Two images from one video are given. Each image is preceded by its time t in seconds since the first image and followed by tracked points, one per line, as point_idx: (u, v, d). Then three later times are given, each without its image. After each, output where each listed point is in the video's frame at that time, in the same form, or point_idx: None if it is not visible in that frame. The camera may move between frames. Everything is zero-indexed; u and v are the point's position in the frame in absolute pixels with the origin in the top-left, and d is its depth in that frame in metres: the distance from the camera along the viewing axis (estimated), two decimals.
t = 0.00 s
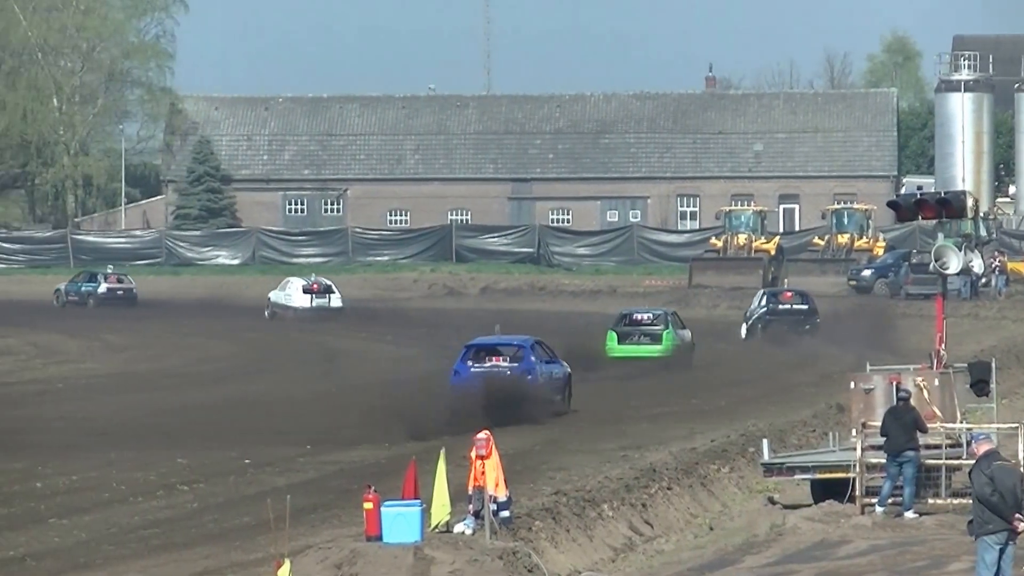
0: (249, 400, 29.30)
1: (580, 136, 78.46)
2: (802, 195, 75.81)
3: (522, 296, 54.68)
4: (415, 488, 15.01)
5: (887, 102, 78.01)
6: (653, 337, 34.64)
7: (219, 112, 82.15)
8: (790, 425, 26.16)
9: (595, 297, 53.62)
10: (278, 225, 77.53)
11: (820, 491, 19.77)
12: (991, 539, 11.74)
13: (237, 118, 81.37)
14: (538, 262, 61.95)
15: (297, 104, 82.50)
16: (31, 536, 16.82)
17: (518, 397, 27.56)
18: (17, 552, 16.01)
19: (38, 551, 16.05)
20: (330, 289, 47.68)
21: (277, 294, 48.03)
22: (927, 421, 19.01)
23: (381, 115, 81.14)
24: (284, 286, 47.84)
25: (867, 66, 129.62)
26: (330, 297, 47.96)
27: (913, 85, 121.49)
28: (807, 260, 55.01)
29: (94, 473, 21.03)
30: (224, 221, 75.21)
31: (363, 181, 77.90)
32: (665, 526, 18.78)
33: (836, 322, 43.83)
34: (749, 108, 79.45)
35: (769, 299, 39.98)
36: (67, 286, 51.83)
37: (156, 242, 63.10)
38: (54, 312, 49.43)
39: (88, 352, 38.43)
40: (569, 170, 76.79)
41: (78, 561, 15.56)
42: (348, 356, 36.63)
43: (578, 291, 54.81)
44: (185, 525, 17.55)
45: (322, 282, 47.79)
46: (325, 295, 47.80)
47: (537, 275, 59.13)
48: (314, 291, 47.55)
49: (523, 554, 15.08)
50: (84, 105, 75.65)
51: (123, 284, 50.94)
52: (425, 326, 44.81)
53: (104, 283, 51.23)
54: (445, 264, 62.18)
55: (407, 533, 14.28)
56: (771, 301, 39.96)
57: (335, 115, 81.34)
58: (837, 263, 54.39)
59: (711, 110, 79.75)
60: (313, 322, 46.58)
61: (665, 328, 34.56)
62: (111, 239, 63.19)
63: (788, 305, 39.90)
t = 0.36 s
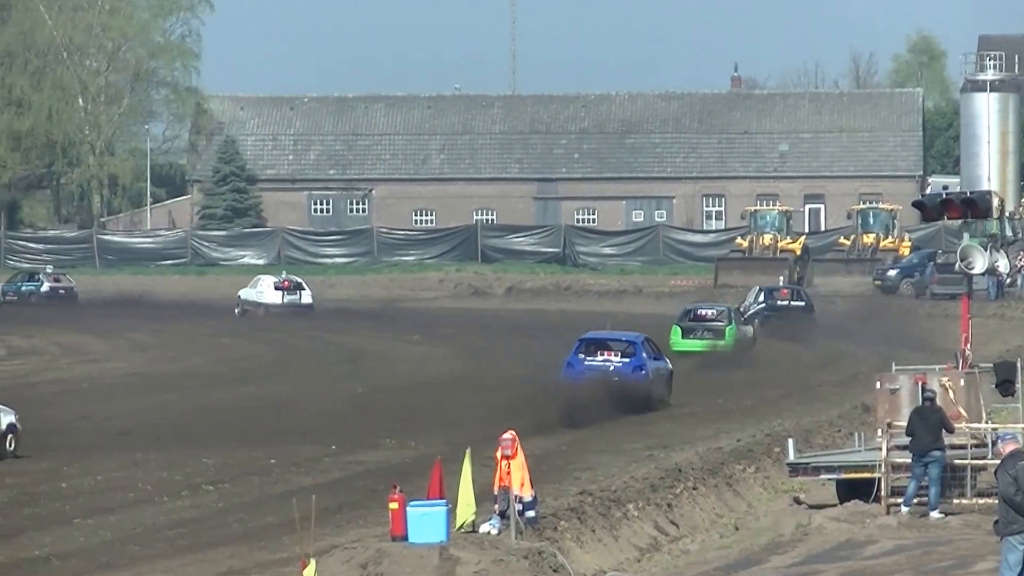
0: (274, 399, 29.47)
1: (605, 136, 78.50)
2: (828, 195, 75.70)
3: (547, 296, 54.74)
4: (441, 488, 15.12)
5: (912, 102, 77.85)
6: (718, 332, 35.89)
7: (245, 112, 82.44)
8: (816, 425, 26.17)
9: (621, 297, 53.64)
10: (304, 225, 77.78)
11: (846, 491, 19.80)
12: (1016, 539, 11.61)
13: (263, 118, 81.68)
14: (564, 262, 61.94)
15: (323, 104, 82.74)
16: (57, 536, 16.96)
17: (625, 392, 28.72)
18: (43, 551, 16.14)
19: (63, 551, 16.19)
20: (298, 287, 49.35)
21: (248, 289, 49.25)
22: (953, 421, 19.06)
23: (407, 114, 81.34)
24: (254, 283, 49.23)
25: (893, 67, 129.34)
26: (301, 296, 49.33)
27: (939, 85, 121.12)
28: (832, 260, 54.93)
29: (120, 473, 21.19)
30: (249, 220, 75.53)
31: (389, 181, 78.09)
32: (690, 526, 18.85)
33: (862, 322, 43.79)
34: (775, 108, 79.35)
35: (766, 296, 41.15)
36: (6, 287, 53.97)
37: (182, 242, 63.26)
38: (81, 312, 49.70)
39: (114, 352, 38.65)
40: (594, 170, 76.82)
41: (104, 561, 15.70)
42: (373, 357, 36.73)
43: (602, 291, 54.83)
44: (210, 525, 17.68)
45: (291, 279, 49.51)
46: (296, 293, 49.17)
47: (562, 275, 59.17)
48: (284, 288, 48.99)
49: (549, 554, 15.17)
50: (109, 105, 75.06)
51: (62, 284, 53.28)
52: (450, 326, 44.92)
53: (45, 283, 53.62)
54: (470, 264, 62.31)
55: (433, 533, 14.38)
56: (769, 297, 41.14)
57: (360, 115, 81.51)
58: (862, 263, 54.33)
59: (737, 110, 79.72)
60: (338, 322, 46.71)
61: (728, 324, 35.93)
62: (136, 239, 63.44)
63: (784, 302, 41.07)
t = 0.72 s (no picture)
0: (287, 399, 29.54)
1: (618, 136, 78.51)
2: (842, 195, 75.63)
3: (560, 296, 54.76)
4: (454, 488, 15.18)
5: (926, 101, 77.79)
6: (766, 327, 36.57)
7: (258, 112, 82.61)
8: (830, 425, 26.18)
9: (634, 297, 53.65)
10: (317, 225, 77.90)
11: (859, 491, 19.81)
12: None
13: (277, 117, 81.85)
14: (578, 262, 61.97)
15: (336, 103, 82.86)
16: (69, 536, 17.02)
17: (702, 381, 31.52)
18: (56, 551, 16.20)
19: (75, 551, 16.25)
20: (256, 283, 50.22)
21: (205, 286, 50.24)
22: (966, 420, 19.08)
23: (420, 114, 81.46)
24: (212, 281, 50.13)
25: (907, 66, 129.13)
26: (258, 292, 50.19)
27: (953, 85, 120.87)
28: (845, 260, 54.88)
29: (132, 473, 21.26)
30: (263, 220, 75.67)
31: (402, 181, 78.17)
32: (704, 526, 18.87)
33: (875, 322, 43.77)
34: (788, 108, 79.27)
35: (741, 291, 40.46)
36: None
37: (195, 241, 63.62)
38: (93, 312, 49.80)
39: (127, 352, 38.74)
40: (608, 170, 76.84)
41: (116, 562, 15.76)
42: (386, 357, 36.78)
43: (615, 291, 54.85)
44: (224, 525, 17.73)
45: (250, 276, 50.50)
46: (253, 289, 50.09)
47: (576, 275, 59.19)
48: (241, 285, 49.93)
49: (563, 554, 15.21)
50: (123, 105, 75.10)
51: None
52: (463, 326, 44.96)
53: None
54: (484, 264, 62.36)
55: (446, 533, 14.43)
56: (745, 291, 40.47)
57: (374, 115, 81.60)
58: (876, 263, 54.27)
59: (750, 110, 79.70)
60: (351, 322, 46.78)
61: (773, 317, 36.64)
62: (150, 238, 63.69)
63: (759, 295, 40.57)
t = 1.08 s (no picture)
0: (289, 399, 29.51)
1: (620, 136, 78.50)
2: (844, 195, 75.65)
3: (562, 296, 54.75)
4: (456, 489, 15.17)
5: (928, 102, 77.82)
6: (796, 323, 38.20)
7: (260, 112, 82.62)
8: (832, 425, 26.17)
9: (636, 297, 53.62)
10: (319, 225, 77.91)
11: (862, 490, 19.80)
12: None
13: (279, 117, 81.85)
14: (580, 262, 62.01)
15: (338, 103, 82.85)
16: (71, 536, 17.01)
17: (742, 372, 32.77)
18: (58, 551, 16.20)
19: (78, 551, 16.24)
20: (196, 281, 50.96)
21: (147, 285, 50.76)
22: (969, 420, 19.09)
23: (423, 114, 81.45)
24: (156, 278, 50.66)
25: (909, 66, 129.04)
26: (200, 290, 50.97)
27: (955, 85, 120.78)
28: (848, 260, 54.85)
29: (134, 473, 21.26)
30: (266, 220, 75.76)
31: (405, 181, 78.18)
32: (707, 526, 18.87)
33: (877, 323, 43.76)
34: (791, 108, 79.24)
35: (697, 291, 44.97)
36: None
37: (198, 241, 63.63)
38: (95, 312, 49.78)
39: (129, 352, 38.71)
40: (610, 170, 76.81)
41: (119, 562, 15.76)
42: (388, 357, 36.76)
43: (618, 291, 54.83)
44: (226, 525, 17.72)
45: (190, 275, 51.24)
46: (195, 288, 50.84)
47: (579, 275, 59.19)
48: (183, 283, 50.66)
49: (565, 554, 15.21)
50: (125, 105, 75.12)
51: None
52: (465, 326, 44.94)
53: None
54: (486, 264, 62.33)
55: (448, 533, 14.41)
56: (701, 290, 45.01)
57: (376, 115, 81.59)
58: (878, 263, 54.26)
59: (752, 110, 79.68)
60: (354, 322, 46.74)
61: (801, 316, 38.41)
62: (153, 238, 63.78)
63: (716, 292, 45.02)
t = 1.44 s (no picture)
0: (290, 399, 29.50)
1: (620, 136, 78.52)
2: (844, 195, 75.65)
3: (561, 296, 54.74)
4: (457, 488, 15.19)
5: (928, 102, 77.86)
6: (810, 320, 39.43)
7: (260, 112, 82.63)
8: (832, 425, 26.18)
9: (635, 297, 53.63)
10: (319, 225, 77.89)
11: (862, 491, 19.80)
12: None
13: (279, 117, 81.84)
14: (580, 262, 62.04)
15: (339, 103, 82.86)
16: (71, 536, 17.01)
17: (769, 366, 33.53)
18: (58, 551, 16.20)
19: (78, 551, 16.25)
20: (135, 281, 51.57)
21: (84, 281, 51.96)
22: (969, 420, 19.11)
23: (422, 114, 81.46)
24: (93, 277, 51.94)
25: (909, 66, 129.01)
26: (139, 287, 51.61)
27: (955, 85, 120.72)
28: (848, 260, 54.86)
29: (134, 473, 21.25)
30: (266, 220, 75.75)
31: (405, 181, 78.19)
32: (706, 526, 18.87)
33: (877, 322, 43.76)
34: (791, 108, 79.26)
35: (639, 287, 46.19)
36: None
37: (198, 240, 63.53)
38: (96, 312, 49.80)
39: (128, 352, 38.71)
40: (610, 170, 76.82)
41: (119, 562, 15.76)
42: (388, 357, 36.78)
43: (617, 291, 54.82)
44: (225, 525, 17.72)
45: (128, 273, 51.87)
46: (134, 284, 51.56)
47: (579, 275, 59.24)
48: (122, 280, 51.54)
49: (566, 554, 15.22)
50: (125, 104, 75.18)
51: None
52: (465, 326, 44.94)
53: None
54: (486, 263, 62.31)
55: (449, 533, 14.41)
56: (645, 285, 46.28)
57: (376, 114, 81.62)
58: (878, 263, 54.27)
59: (752, 110, 79.69)
60: (353, 322, 46.75)
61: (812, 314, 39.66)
62: (154, 237, 63.79)
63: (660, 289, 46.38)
